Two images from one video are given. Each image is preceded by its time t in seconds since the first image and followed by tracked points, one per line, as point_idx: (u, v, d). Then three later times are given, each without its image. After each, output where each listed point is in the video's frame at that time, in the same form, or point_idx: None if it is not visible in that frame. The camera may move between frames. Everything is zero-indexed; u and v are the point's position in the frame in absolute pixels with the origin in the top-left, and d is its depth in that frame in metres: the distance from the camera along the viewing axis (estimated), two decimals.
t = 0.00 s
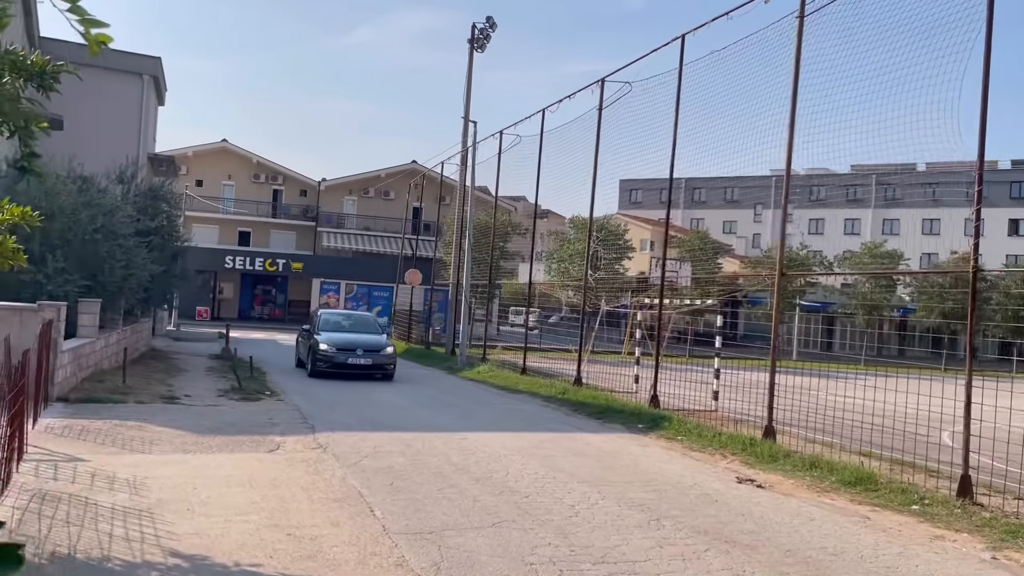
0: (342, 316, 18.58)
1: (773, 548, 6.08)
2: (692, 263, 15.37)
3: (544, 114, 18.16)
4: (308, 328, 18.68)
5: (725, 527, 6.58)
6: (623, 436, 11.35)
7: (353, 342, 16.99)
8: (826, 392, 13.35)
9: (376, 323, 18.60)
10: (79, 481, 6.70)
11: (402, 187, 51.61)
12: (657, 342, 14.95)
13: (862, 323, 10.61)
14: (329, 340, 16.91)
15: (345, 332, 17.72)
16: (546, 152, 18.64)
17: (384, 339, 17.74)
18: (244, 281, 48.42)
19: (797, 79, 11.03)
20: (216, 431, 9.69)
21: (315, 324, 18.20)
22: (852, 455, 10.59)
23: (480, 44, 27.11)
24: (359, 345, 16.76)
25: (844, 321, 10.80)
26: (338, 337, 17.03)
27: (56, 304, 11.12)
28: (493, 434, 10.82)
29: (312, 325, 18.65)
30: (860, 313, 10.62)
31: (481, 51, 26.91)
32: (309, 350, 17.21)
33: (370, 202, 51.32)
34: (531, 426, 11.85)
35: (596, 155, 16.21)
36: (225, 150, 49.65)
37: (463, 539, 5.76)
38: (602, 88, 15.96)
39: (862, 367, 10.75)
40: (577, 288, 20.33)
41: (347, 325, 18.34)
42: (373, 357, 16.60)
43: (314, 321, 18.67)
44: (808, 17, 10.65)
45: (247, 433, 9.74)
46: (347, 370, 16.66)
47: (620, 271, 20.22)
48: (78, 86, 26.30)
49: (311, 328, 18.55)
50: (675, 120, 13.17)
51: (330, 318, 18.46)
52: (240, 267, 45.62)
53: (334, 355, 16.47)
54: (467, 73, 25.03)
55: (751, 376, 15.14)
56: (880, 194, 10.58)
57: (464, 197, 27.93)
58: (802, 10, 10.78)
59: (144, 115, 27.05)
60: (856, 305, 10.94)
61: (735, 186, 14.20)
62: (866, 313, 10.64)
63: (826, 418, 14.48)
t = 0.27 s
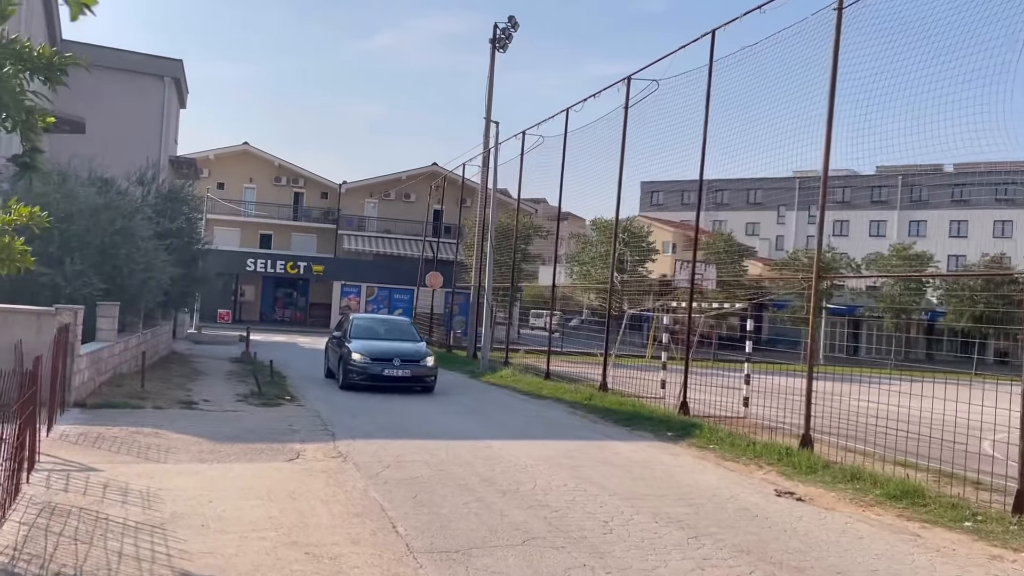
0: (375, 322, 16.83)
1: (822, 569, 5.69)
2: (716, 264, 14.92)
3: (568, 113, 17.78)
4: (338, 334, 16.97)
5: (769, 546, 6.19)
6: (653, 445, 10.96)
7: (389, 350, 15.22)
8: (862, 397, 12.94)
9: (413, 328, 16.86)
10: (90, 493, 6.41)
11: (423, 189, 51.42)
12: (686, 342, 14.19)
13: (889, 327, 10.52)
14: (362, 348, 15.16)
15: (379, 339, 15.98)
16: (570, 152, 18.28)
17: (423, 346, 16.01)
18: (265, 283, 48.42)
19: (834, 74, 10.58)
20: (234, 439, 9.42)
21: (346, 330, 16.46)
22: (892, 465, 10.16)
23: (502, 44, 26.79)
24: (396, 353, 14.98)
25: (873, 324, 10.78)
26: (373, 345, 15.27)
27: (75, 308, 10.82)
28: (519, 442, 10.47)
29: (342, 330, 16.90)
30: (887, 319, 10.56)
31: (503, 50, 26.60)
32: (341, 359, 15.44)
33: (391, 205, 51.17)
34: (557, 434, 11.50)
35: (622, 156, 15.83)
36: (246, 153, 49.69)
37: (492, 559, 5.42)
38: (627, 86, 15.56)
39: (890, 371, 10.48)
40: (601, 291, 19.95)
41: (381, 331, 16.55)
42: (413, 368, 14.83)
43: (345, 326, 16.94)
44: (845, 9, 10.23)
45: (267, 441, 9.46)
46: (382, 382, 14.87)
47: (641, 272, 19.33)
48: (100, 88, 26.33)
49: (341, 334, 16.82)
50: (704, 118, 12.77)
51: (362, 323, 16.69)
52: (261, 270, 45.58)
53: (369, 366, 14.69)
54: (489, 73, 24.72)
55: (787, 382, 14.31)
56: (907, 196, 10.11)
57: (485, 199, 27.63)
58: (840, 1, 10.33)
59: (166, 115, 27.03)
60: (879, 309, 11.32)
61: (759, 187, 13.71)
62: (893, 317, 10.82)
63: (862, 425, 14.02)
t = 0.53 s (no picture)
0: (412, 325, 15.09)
1: None
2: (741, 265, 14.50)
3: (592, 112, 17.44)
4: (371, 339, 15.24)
5: (817, 563, 5.84)
6: (684, 452, 10.61)
7: (428, 359, 13.43)
8: (897, 402, 12.58)
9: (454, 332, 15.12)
10: (104, 503, 6.16)
11: (443, 190, 51.24)
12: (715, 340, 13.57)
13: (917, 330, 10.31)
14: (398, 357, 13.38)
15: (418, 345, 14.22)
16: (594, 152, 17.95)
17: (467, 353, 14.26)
18: (286, 286, 48.42)
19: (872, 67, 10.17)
20: (254, 445, 9.15)
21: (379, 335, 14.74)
22: (935, 474, 9.74)
23: (524, 43, 26.52)
24: (437, 363, 13.24)
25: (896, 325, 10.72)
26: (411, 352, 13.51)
27: (93, 310, 10.63)
28: (546, 449, 10.15)
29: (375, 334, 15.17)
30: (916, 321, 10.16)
31: (524, 50, 26.32)
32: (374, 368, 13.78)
33: (411, 207, 51.03)
34: (584, 439, 11.17)
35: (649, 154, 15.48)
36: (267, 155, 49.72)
37: None
38: (654, 83, 15.20)
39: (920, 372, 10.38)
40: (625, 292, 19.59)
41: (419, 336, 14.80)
42: (456, 379, 13.07)
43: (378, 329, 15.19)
44: None
45: (288, 447, 9.19)
46: (421, 395, 13.13)
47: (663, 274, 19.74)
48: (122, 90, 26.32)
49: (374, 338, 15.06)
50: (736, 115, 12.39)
51: (397, 326, 14.93)
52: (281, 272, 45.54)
53: (406, 377, 12.92)
54: (511, 73, 24.45)
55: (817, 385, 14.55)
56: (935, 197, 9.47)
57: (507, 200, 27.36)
58: None
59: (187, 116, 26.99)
60: (905, 310, 11.16)
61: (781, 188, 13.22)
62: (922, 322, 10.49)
63: (898, 431, 13.59)
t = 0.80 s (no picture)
0: (451, 332, 13.42)
1: None
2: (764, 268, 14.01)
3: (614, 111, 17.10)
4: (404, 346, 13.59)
5: None
6: (712, 460, 10.27)
7: (470, 373, 11.78)
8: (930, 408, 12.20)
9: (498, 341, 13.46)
10: (115, 516, 5.93)
11: (461, 192, 51.04)
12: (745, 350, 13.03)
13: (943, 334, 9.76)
14: (436, 370, 11.73)
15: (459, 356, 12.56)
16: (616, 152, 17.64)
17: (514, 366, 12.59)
18: (304, 288, 48.39)
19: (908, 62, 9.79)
20: (271, 452, 8.92)
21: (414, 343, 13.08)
22: (976, 484, 9.34)
23: (543, 43, 26.25)
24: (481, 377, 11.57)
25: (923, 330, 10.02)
26: (452, 364, 11.85)
27: (109, 314, 10.44)
28: (571, 457, 9.84)
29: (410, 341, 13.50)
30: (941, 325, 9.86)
31: (544, 49, 26.05)
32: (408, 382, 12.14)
33: (429, 209, 50.87)
34: (609, 447, 10.86)
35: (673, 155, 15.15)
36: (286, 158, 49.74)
37: None
38: (678, 82, 14.85)
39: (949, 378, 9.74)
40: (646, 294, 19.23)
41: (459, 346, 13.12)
42: (503, 398, 11.42)
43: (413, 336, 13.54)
44: None
45: (305, 454, 8.95)
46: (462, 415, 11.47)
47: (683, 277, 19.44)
48: (142, 93, 26.31)
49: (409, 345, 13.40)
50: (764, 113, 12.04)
51: (434, 334, 13.25)
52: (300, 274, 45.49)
53: (446, 395, 11.27)
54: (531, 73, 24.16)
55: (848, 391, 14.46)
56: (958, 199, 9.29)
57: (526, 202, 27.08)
58: None
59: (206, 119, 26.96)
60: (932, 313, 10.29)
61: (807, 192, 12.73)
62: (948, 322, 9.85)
63: (932, 438, 13.16)
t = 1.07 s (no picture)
0: (490, 336, 11.53)
1: None
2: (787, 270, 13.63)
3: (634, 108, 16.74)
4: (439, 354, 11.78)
5: None
6: (739, 465, 9.93)
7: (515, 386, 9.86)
8: (962, 409, 11.82)
9: (547, 347, 11.54)
10: (119, 523, 5.69)
11: (478, 193, 50.82)
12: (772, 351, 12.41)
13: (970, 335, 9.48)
14: (475, 383, 9.84)
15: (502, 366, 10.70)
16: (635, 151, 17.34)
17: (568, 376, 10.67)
18: (321, 289, 48.32)
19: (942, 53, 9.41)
20: (285, 456, 8.66)
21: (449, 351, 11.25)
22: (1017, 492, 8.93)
23: (561, 41, 25.97)
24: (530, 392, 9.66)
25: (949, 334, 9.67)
26: (494, 376, 10.02)
27: (122, 313, 10.27)
28: (592, 462, 9.52)
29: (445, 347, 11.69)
30: (970, 323, 9.46)
31: (562, 47, 25.77)
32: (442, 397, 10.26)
33: (446, 210, 50.67)
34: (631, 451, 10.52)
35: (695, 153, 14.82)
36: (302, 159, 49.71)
37: None
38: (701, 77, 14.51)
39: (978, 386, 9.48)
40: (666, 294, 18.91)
41: (501, 353, 11.24)
42: (556, 415, 9.53)
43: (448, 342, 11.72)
44: None
45: (320, 458, 8.69)
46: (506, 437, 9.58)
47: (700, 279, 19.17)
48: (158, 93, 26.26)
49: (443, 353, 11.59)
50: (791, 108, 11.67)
51: (472, 339, 11.41)
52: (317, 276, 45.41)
53: (488, 413, 9.42)
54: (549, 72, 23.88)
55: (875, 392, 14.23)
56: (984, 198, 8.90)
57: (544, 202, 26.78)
58: None
59: (223, 119, 26.92)
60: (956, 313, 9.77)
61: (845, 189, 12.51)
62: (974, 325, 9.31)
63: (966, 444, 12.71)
